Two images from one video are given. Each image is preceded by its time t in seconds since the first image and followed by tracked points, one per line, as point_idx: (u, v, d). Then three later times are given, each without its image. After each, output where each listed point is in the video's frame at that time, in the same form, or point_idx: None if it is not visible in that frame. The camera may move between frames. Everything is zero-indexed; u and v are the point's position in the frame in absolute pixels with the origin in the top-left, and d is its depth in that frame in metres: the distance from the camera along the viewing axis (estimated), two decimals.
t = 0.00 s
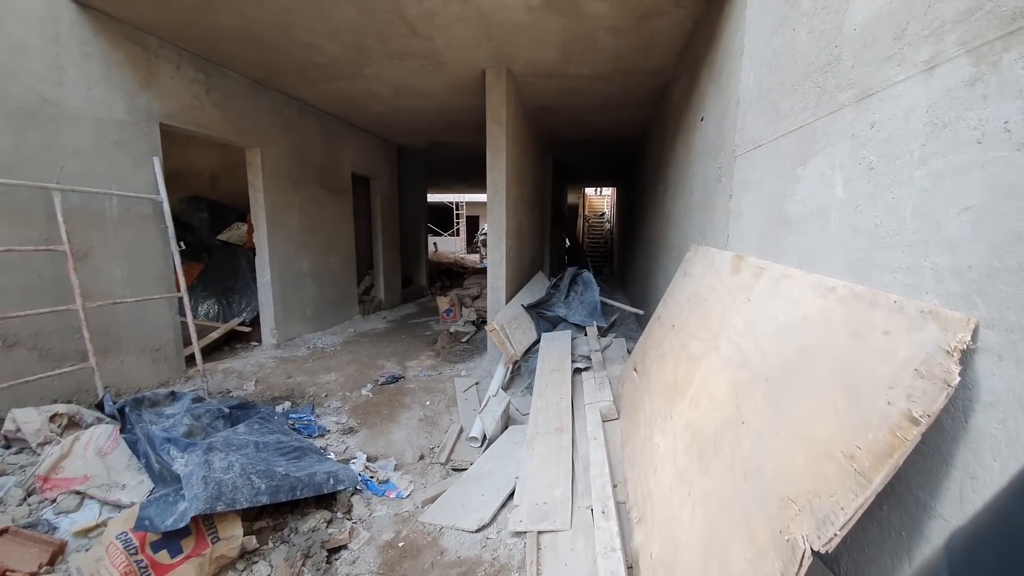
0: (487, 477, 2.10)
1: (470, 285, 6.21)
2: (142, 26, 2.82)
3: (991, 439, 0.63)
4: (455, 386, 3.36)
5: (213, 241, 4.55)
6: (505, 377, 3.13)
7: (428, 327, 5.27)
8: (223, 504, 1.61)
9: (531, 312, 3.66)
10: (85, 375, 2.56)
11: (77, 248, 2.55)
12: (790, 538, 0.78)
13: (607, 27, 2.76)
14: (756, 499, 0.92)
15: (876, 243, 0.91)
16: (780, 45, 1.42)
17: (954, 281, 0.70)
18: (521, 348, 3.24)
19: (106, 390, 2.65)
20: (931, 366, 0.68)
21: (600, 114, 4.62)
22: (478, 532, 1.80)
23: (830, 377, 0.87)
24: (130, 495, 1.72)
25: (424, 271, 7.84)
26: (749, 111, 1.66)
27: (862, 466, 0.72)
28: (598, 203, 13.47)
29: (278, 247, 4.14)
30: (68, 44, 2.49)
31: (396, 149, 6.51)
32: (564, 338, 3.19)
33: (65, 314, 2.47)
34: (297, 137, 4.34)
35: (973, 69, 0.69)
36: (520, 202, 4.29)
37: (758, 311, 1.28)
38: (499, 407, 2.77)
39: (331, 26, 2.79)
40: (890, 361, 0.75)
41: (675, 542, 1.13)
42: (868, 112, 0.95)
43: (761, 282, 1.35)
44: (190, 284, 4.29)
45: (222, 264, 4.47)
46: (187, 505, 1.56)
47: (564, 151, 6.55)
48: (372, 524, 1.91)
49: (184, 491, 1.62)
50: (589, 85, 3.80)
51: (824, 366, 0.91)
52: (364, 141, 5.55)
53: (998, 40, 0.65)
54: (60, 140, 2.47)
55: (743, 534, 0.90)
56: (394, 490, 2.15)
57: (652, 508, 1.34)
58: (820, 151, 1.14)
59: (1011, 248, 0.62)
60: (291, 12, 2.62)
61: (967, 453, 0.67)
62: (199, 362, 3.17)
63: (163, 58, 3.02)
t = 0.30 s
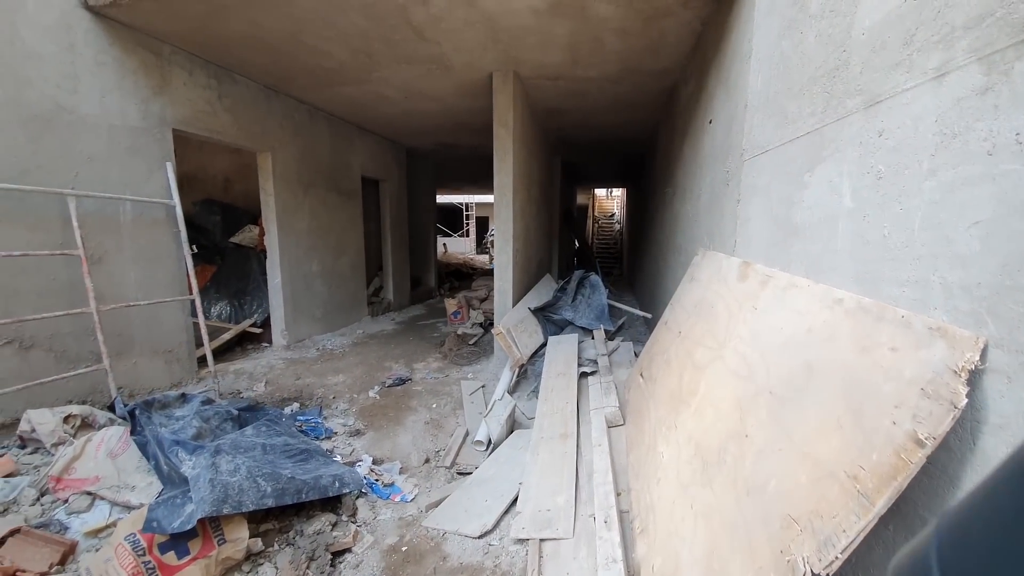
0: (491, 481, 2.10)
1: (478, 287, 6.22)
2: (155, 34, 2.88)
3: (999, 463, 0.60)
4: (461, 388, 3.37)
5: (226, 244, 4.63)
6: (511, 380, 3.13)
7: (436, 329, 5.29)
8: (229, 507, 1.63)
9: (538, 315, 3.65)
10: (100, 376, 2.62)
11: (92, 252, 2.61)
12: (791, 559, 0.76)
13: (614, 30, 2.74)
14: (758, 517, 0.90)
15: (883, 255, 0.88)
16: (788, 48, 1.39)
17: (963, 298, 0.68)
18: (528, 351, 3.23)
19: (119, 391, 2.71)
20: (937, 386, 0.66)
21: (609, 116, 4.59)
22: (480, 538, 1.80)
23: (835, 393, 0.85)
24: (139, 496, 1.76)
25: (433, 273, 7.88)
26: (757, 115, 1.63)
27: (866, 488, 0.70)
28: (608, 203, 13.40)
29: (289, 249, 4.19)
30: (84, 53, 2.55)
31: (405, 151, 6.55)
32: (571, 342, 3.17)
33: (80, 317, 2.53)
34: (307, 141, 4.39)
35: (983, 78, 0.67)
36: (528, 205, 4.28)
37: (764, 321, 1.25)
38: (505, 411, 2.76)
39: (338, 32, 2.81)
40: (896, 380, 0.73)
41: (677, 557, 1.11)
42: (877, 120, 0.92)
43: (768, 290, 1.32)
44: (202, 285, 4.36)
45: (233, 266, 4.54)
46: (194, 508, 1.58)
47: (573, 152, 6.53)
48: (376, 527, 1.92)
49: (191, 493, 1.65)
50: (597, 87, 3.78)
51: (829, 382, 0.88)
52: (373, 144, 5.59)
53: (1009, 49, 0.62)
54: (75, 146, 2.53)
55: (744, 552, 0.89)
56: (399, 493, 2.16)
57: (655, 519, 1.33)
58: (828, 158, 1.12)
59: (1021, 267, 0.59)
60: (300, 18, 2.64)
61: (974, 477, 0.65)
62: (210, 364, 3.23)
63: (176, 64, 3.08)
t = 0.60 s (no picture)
0: (496, 484, 2.11)
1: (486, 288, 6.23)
2: (169, 40, 2.94)
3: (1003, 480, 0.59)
4: (467, 390, 3.38)
5: (238, 245, 4.71)
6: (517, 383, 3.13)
7: (444, 330, 5.32)
8: (237, 507, 1.66)
9: (544, 317, 3.65)
10: (115, 376, 2.69)
11: (107, 254, 2.67)
12: (792, 572, 0.76)
13: (621, 32, 2.72)
14: (760, 529, 0.89)
15: (888, 264, 0.87)
16: (795, 51, 1.38)
17: (967, 310, 0.67)
18: (534, 354, 3.23)
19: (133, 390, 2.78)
20: (941, 400, 0.65)
21: (617, 117, 4.58)
22: (484, 541, 1.81)
23: (838, 404, 0.84)
24: (150, 495, 1.80)
25: (441, 274, 7.92)
26: (764, 119, 1.62)
27: (867, 503, 0.69)
28: (617, 204, 13.35)
29: (299, 251, 4.25)
30: (99, 60, 2.61)
31: (414, 153, 6.59)
32: (578, 344, 3.17)
33: (96, 318, 2.60)
34: (317, 144, 4.45)
35: (989, 87, 0.66)
36: (535, 207, 4.28)
37: (769, 328, 1.24)
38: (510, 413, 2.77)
39: (347, 37, 2.84)
40: (899, 393, 0.72)
41: (678, 566, 1.10)
42: (883, 127, 0.91)
43: (773, 297, 1.31)
44: (215, 286, 4.44)
45: (245, 268, 4.61)
46: (203, 507, 1.61)
47: (581, 154, 6.52)
48: (381, 529, 1.94)
49: (201, 493, 1.68)
50: (605, 89, 3.77)
51: (833, 393, 0.87)
52: (383, 146, 5.64)
53: (1015, 58, 0.61)
54: (91, 151, 2.59)
55: (744, 564, 0.88)
56: (405, 494, 2.18)
57: (658, 526, 1.32)
58: (834, 164, 1.10)
59: None
60: (309, 24, 2.68)
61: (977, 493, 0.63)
62: (222, 364, 3.29)
63: (189, 70, 3.14)
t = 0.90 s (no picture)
0: (503, 487, 2.12)
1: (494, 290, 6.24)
2: (184, 47, 3.00)
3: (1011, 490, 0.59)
4: (474, 393, 3.39)
5: (249, 247, 4.78)
6: (524, 386, 3.14)
7: (452, 332, 5.34)
8: (248, 506, 1.69)
9: (552, 320, 3.66)
10: (129, 376, 2.74)
11: (122, 257, 2.73)
12: None
13: (629, 35, 2.72)
14: (766, 536, 0.89)
15: (897, 271, 0.86)
16: (803, 56, 1.38)
17: (975, 319, 0.67)
18: (541, 356, 3.24)
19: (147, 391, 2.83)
20: (950, 408, 0.65)
21: (624, 120, 4.58)
22: (490, 543, 1.82)
23: (846, 411, 0.84)
24: (163, 494, 1.84)
25: (449, 276, 7.95)
26: (772, 122, 1.61)
27: (873, 511, 0.69)
28: (624, 207, 13.33)
29: (309, 253, 4.30)
30: (116, 66, 2.67)
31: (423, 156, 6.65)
32: (585, 347, 3.17)
33: (110, 319, 2.66)
34: (327, 148, 4.51)
35: (997, 96, 0.66)
36: (543, 209, 4.29)
37: (776, 334, 1.24)
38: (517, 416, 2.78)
39: (357, 42, 2.88)
40: (907, 402, 0.72)
41: (684, 571, 1.10)
42: (890, 134, 0.91)
43: (781, 302, 1.31)
44: (227, 288, 4.51)
45: (256, 270, 4.68)
46: (215, 507, 1.64)
47: (589, 156, 6.52)
48: (389, 530, 1.96)
49: (213, 493, 1.71)
50: (612, 92, 3.78)
51: (839, 400, 0.87)
52: (391, 149, 5.70)
53: (1022, 66, 0.61)
54: (107, 156, 2.65)
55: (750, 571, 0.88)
56: (412, 496, 2.19)
57: (664, 531, 1.32)
58: (842, 170, 1.10)
59: None
60: (322, 30, 2.72)
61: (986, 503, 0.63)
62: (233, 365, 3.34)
63: (203, 76, 3.20)
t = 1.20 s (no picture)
0: (508, 492, 2.12)
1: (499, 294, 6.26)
2: (195, 55, 3.05)
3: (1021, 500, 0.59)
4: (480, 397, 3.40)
5: (257, 251, 4.83)
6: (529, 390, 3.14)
7: (457, 336, 5.36)
8: (256, 509, 1.71)
9: (557, 324, 3.66)
10: (138, 379, 2.78)
11: (133, 261, 2.77)
12: None
13: (635, 41, 2.73)
14: (773, 544, 0.89)
15: (904, 278, 0.86)
16: (809, 63, 1.38)
17: (984, 328, 0.67)
18: (546, 361, 3.24)
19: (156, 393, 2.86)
20: (958, 418, 0.65)
21: (630, 124, 4.59)
22: (495, 548, 1.82)
23: (853, 419, 0.84)
24: (172, 496, 1.86)
25: (454, 280, 7.98)
26: (779, 128, 1.61)
27: (881, 520, 0.69)
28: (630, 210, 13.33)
29: (316, 257, 4.34)
30: (128, 73, 2.72)
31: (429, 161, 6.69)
32: (590, 352, 3.16)
33: (121, 322, 2.69)
34: (335, 153, 4.55)
35: (1005, 105, 0.66)
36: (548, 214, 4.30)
37: (783, 341, 1.23)
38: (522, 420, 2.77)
39: (366, 49, 2.91)
40: (915, 410, 0.72)
41: None
42: (898, 141, 0.91)
43: (787, 308, 1.30)
44: (235, 292, 4.56)
45: (264, 273, 4.72)
46: (224, 509, 1.66)
47: (594, 160, 6.53)
48: (394, 534, 1.97)
49: (222, 495, 1.72)
50: (618, 97, 3.79)
51: (847, 408, 0.87)
52: (398, 154, 5.74)
53: None
54: (119, 162, 2.70)
55: None
56: (418, 500, 2.20)
57: (670, 538, 1.32)
58: (849, 177, 1.10)
59: None
60: (331, 37, 2.76)
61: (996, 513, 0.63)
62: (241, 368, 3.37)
63: (213, 83, 3.25)
